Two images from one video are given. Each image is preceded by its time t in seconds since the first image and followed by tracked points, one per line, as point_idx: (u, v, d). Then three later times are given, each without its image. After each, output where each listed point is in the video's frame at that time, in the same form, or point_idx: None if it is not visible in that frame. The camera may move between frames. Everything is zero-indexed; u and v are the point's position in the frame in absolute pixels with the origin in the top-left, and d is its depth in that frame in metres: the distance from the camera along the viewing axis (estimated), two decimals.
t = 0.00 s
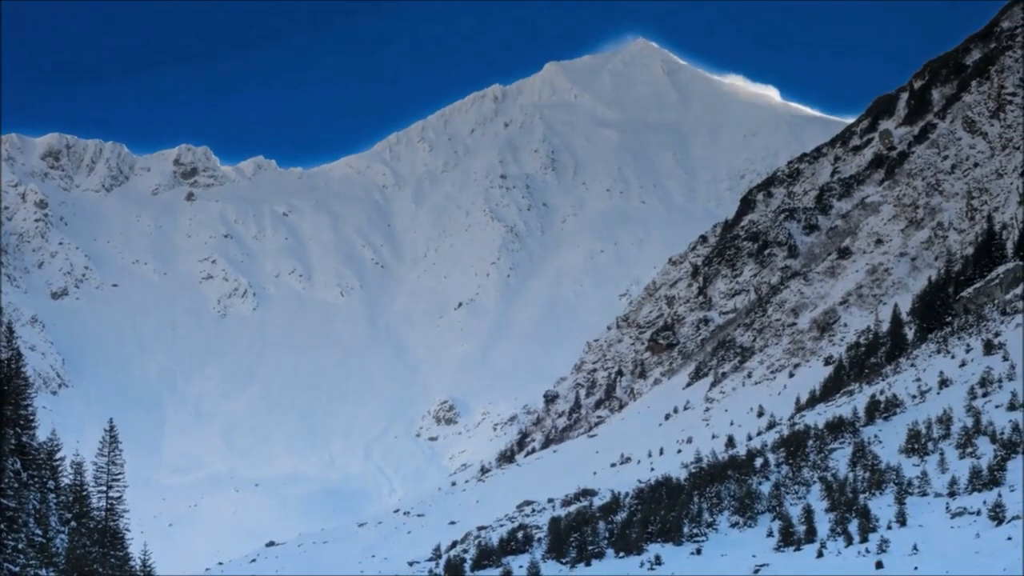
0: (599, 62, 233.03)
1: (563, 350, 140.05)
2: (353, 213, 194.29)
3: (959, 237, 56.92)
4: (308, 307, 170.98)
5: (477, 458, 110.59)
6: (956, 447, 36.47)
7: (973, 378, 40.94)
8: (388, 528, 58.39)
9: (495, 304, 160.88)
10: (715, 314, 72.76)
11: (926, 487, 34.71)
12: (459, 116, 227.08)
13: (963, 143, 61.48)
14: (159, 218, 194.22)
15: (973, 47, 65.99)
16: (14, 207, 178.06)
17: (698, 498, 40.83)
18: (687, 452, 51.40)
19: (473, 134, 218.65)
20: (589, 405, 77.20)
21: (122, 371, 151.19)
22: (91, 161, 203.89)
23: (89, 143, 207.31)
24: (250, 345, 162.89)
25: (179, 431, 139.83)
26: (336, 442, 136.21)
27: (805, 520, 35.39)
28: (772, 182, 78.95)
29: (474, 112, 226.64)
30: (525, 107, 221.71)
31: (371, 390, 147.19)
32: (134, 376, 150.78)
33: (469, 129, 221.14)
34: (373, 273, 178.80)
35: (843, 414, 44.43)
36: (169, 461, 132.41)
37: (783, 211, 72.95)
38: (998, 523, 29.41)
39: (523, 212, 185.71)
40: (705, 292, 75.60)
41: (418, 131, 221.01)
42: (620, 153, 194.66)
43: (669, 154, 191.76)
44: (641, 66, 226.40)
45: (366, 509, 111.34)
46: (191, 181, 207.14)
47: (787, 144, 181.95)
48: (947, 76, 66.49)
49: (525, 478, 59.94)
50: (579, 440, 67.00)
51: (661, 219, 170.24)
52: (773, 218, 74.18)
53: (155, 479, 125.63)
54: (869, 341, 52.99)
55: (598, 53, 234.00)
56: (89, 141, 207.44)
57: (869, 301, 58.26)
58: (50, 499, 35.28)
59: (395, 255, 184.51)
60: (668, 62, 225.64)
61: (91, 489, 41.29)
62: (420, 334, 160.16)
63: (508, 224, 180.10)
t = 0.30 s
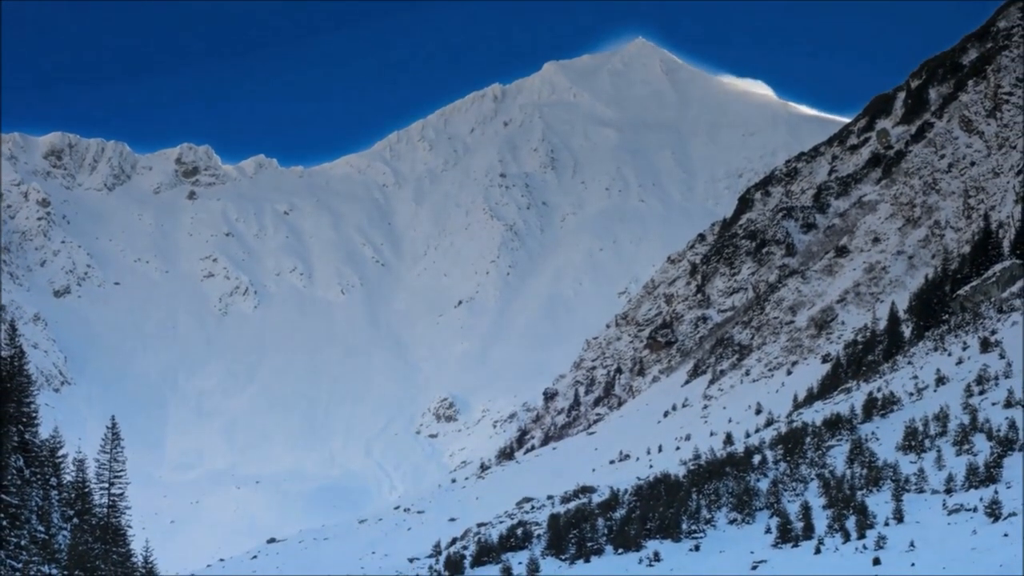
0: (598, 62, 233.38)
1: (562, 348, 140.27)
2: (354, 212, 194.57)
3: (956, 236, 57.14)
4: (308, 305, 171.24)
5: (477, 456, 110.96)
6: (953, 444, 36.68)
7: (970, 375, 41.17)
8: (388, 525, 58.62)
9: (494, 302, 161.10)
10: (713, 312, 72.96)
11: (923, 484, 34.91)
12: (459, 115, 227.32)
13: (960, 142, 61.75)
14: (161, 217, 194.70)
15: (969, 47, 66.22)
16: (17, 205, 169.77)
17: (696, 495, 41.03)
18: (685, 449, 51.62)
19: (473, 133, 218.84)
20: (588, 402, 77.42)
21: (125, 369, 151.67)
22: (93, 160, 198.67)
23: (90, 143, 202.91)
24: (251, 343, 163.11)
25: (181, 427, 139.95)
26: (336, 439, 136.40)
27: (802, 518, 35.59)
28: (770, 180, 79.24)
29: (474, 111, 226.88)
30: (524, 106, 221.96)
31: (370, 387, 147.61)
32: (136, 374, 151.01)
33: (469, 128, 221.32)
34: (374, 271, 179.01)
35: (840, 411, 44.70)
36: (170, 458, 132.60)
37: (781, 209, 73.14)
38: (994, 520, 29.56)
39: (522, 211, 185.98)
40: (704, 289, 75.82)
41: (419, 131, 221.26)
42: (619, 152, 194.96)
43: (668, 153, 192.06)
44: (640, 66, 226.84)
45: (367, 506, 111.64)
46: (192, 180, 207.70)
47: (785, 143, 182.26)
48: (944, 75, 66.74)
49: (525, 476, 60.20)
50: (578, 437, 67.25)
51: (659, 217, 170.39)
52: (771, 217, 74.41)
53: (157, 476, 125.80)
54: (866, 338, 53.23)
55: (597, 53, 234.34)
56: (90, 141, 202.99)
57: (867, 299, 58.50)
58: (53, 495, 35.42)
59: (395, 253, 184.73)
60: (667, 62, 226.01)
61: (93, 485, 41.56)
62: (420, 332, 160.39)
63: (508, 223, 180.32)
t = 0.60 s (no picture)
0: (597, 62, 233.64)
1: (561, 346, 140.61)
2: (354, 210, 194.77)
3: (953, 234, 57.36)
4: (308, 303, 171.49)
5: (477, 452, 111.40)
6: (950, 441, 36.91)
7: (967, 373, 41.40)
8: (389, 521, 58.90)
9: (494, 300, 161.37)
10: (712, 310, 73.15)
11: (920, 481, 35.10)
12: (458, 114, 227.54)
13: (957, 141, 61.97)
14: (163, 216, 195.02)
15: (966, 47, 66.47)
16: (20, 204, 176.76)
17: (695, 491, 41.24)
18: (684, 446, 51.84)
19: (472, 132, 219.03)
20: (587, 399, 77.59)
21: (127, 367, 151.88)
22: (95, 158, 204.07)
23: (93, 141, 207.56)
24: (251, 340, 163.34)
25: (182, 424, 140.15)
26: (337, 436, 136.64)
27: (801, 514, 35.78)
28: (768, 179, 79.48)
29: (473, 111, 227.15)
30: (524, 105, 222.25)
31: (370, 385, 147.97)
32: (138, 372, 151.22)
33: (468, 127, 221.54)
34: (374, 269, 179.25)
35: (838, 409, 44.93)
36: (172, 455, 132.82)
37: (779, 208, 73.33)
38: (991, 516, 29.74)
39: (522, 210, 186.23)
40: (702, 288, 76.01)
41: (419, 130, 221.47)
42: (618, 151, 195.26)
43: (667, 152, 192.32)
44: (639, 66, 227.17)
45: (367, 503, 111.98)
46: (195, 179, 207.71)
47: (783, 143, 182.63)
48: (941, 75, 66.98)
49: (524, 472, 60.45)
50: (577, 434, 67.41)
51: (658, 216, 170.65)
52: (769, 215, 74.62)
53: (159, 473, 125.98)
54: (864, 336, 53.43)
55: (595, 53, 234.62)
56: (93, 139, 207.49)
57: (864, 297, 58.69)
58: (56, 492, 35.64)
59: (395, 251, 184.93)
60: (666, 62, 226.33)
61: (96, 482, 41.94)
62: (420, 330, 160.66)
63: (508, 222, 180.54)
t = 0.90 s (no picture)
0: (595, 61, 233.85)
1: (560, 344, 140.86)
2: (354, 208, 194.93)
3: (950, 233, 57.60)
4: (308, 302, 171.72)
5: (477, 449, 111.74)
6: (947, 439, 37.16)
7: (963, 371, 41.64)
8: (389, 518, 59.22)
9: (493, 298, 161.56)
10: (710, 308, 73.35)
11: (917, 478, 35.30)
12: (458, 113, 227.75)
13: (954, 141, 62.20)
14: (165, 214, 195.32)
15: (963, 46, 66.69)
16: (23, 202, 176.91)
17: (693, 489, 41.46)
18: (683, 444, 52.06)
19: (472, 131, 219.22)
20: (586, 397, 77.80)
21: (129, 365, 152.20)
22: (97, 158, 205.23)
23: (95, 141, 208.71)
24: (252, 338, 163.61)
25: (183, 421, 140.31)
26: (337, 434, 136.77)
27: (798, 511, 36.01)
28: (766, 178, 79.72)
29: (473, 110, 227.35)
30: (523, 105, 222.55)
31: (370, 382, 148.20)
32: (139, 370, 151.26)
33: (468, 126, 221.75)
34: (374, 268, 179.45)
35: (836, 406, 45.17)
36: (173, 451, 133.02)
37: (777, 207, 73.55)
38: (987, 513, 29.98)
39: (522, 208, 186.40)
40: (701, 286, 76.24)
41: (419, 129, 221.66)
42: (616, 151, 195.54)
43: (665, 151, 192.53)
44: (638, 65, 227.42)
45: (367, 500, 112.24)
46: (196, 178, 208.60)
47: (781, 142, 182.89)
48: (938, 74, 67.19)
49: (524, 470, 60.69)
50: (577, 431, 67.62)
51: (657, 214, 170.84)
52: (767, 214, 74.83)
53: (160, 470, 126.17)
54: (861, 334, 53.65)
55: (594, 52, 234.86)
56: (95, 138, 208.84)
57: (861, 295, 58.87)
58: (58, 489, 35.89)
59: (395, 249, 185.17)
60: (664, 61, 226.56)
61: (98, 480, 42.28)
62: (420, 329, 160.90)
63: (507, 220, 180.71)
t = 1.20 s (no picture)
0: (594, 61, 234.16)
1: (560, 342, 141.05)
2: (355, 207, 195.18)
3: (947, 232, 57.85)
4: (308, 300, 171.93)
5: (477, 447, 111.94)
6: (943, 435, 37.38)
7: (960, 368, 41.87)
8: (389, 515, 59.50)
9: (493, 296, 161.77)
10: (708, 306, 73.57)
11: (914, 475, 35.53)
12: (458, 113, 228.00)
13: (951, 140, 62.44)
14: (167, 213, 195.56)
15: (960, 46, 66.88)
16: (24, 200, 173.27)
17: (691, 485, 41.63)
18: (681, 441, 52.28)
19: (472, 130, 219.48)
20: (585, 394, 77.99)
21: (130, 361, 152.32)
22: (99, 156, 205.60)
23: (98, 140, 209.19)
24: (252, 336, 163.90)
25: (183, 418, 140.49)
26: (337, 431, 136.93)
27: (796, 507, 36.20)
28: (764, 177, 79.96)
29: (472, 109, 227.59)
30: (523, 104, 222.85)
31: (369, 380, 148.40)
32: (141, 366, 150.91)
33: (467, 125, 222.02)
34: (374, 266, 179.65)
35: (833, 404, 45.38)
36: (174, 448, 133.19)
37: (775, 206, 73.78)
38: (984, 510, 30.23)
39: (521, 207, 186.62)
40: (699, 284, 76.44)
41: (419, 128, 221.91)
42: (616, 150, 195.87)
43: (664, 150, 192.81)
44: (637, 65, 227.68)
45: (367, 497, 112.44)
46: (197, 177, 209.18)
47: (779, 141, 183.15)
48: (934, 74, 67.40)
49: (524, 467, 60.91)
50: (576, 428, 67.80)
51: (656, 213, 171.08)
52: (765, 213, 75.06)
53: (162, 466, 126.29)
54: (858, 332, 53.88)
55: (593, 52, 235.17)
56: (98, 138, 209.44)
57: (859, 293, 59.08)
58: (59, 486, 36.02)
59: (395, 248, 185.40)
60: (663, 61, 226.85)
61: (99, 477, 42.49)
62: (420, 327, 161.16)
63: (507, 219, 180.91)
